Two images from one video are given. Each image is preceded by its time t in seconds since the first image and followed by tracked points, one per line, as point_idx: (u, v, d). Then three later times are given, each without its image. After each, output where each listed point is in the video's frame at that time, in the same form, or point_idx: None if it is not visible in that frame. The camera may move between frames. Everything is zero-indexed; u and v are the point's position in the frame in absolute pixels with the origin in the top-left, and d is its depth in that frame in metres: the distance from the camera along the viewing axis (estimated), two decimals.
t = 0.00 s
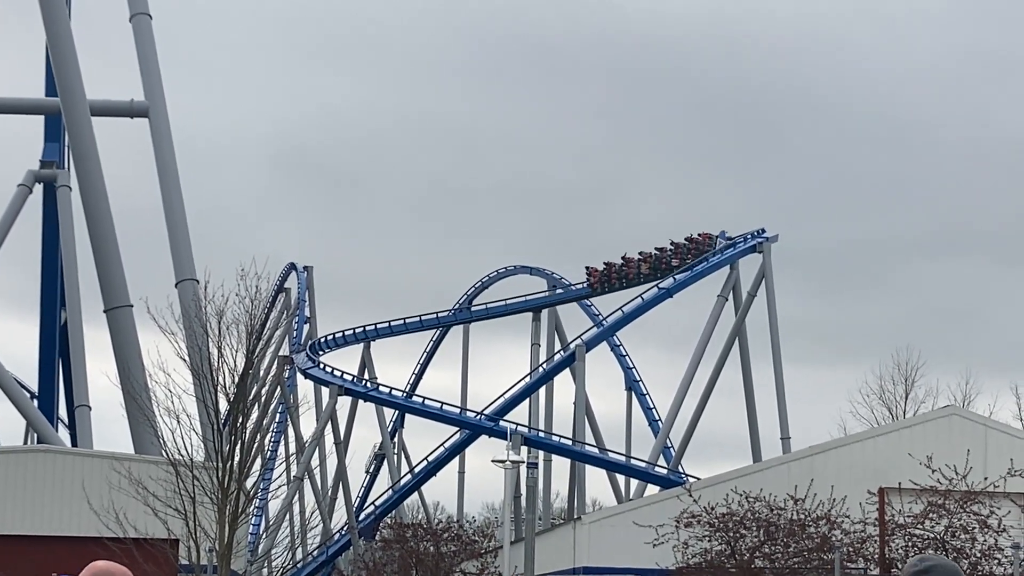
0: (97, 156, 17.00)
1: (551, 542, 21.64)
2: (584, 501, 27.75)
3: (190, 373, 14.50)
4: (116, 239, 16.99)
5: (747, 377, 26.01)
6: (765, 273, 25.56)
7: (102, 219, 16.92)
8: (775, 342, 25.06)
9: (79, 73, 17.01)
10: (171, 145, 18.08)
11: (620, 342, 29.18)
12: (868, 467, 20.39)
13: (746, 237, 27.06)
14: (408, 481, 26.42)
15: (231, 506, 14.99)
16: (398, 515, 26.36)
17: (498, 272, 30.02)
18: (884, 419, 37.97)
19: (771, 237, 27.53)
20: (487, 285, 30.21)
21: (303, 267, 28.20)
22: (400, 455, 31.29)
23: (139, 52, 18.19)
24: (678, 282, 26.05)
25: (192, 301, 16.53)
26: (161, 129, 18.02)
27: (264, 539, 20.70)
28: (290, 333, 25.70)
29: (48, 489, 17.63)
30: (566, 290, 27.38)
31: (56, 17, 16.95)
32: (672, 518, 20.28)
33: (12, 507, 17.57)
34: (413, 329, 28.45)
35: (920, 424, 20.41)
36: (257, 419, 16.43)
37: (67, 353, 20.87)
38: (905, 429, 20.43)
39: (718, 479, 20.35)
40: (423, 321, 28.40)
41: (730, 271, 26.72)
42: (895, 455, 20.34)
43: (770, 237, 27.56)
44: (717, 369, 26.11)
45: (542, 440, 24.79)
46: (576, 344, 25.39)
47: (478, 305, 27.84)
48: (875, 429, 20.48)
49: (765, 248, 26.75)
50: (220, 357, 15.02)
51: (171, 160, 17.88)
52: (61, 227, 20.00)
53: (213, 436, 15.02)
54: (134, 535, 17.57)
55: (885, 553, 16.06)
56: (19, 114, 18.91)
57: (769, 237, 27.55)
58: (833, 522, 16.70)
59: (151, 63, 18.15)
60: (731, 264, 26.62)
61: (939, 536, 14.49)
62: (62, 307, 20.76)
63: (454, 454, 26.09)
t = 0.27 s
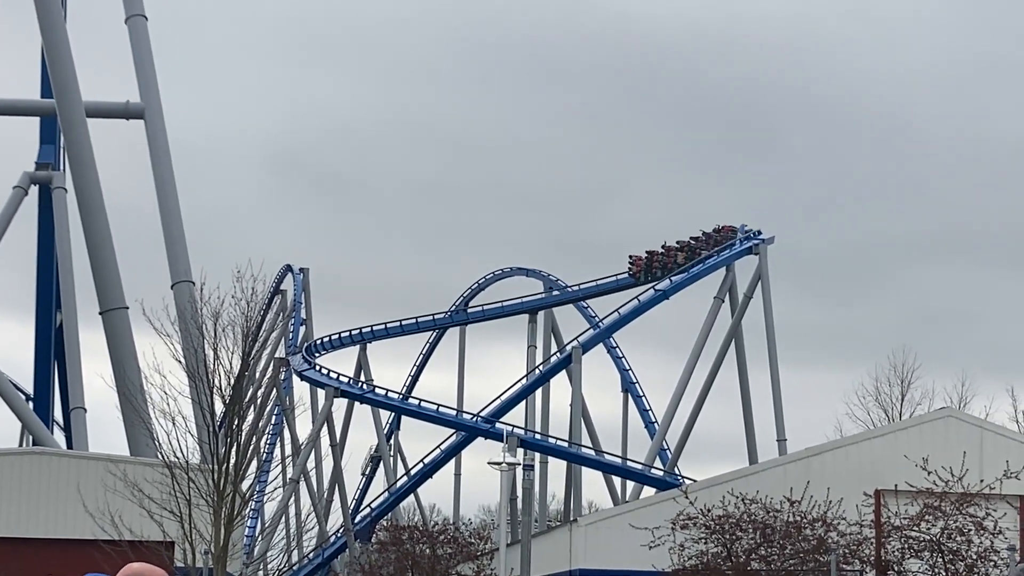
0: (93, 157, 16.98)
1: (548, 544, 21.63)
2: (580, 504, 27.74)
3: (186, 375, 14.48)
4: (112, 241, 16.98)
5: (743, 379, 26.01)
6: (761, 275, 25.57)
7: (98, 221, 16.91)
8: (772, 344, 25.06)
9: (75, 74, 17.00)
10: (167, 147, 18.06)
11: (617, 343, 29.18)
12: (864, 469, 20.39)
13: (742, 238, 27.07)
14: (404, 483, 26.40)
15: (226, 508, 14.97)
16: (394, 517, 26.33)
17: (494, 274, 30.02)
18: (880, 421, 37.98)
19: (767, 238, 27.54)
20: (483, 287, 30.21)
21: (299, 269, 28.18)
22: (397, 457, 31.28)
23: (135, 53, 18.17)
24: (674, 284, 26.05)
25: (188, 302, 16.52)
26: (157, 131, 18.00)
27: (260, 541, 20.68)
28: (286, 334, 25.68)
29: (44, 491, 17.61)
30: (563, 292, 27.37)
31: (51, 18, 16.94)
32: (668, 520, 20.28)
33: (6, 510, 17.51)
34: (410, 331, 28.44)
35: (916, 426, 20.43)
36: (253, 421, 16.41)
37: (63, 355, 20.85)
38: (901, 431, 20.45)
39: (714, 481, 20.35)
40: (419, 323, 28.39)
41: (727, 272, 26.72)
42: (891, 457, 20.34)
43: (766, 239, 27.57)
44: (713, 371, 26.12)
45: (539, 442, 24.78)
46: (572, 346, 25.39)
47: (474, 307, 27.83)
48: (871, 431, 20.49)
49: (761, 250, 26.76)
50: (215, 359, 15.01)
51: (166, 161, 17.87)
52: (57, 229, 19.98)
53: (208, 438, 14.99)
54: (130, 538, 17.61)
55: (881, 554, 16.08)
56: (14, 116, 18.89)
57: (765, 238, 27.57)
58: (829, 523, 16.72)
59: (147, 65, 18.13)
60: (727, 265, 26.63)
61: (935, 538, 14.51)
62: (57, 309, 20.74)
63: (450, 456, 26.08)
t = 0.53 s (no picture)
0: (91, 160, 16.98)
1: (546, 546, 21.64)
2: (578, 506, 27.73)
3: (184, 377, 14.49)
4: (110, 244, 16.98)
5: (741, 382, 26.01)
6: (759, 278, 25.57)
7: (96, 223, 16.91)
8: (769, 347, 25.06)
9: (73, 76, 17.00)
10: (166, 149, 18.06)
11: (614, 346, 29.19)
12: (862, 471, 20.39)
13: (740, 241, 27.07)
14: (402, 485, 26.39)
15: (224, 510, 14.97)
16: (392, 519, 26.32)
17: (491, 276, 30.02)
18: (878, 423, 37.99)
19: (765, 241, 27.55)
20: (481, 290, 30.21)
21: (297, 271, 28.19)
22: (394, 459, 31.27)
23: (133, 56, 18.17)
24: (672, 287, 26.07)
25: (185, 305, 16.53)
26: (155, 134, 18.01)
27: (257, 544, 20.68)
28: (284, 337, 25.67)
29: (42, 494, 17.60)
30: (561, 294, 27.38)
31: (49, 21, 16.94)
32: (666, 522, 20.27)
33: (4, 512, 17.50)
34: (408, 334, 28.44)
35: (914, 429, 20.44)
36: (251, 423, 16.42)
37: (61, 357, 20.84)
38: (899, 434, 20.45)
39: (712, 484, 20.35)
40: (417, 326, 28.39)
41: (725, 275, 26.73)
42: (889, 460, 20.34)
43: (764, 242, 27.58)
44: (711, 373, 26.12)
45: (537, 445, 24.79)
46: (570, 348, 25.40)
47: (472, 310, 27.83)
48: (869, 434, 20.49)
49: (759, 253, 26.77)
50: (213, 362, 15.01)
51: (165, 164, 17.87)
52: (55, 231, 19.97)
53: (206, 441, 15.00)
54: (128, 540, 17.59)
55: (879, 557, 16.09)
56: (13, 118, 18.89)
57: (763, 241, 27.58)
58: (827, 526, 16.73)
59: (146, 67, 18.14)
60: (725, 268, 26.64)
61: (932, 540, 14.52)
62: (55, 311, 20.73)
63: (448, 459, 26.07)
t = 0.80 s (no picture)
0: (88, 161, 16.97)
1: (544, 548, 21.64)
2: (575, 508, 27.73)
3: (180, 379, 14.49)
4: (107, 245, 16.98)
5: (739, 383, 26.01)
6: (756, 279, 25.58)
7: (93, 224, 16.91)
8: (767, 348, 25.07)
9: (70, 77, 16.99)
10: (163, 151, 18.06)
11: (612, 347, 29.20)
12: (860, 472, 20.39)
13: (738, 242, 27.07)
14: (399, 487, 26.38)
15: (221, 511, 14.97)
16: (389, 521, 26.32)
17: (489, 278, 30.02)
18: (875, 425, 38.02)
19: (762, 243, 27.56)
20: (478, 291, 30.21)
21: (294, 273, 28.18)
22: (391, 461, 31.27)
23: (130, 57, 18.17)
24: (670, 288, 26.08)
25: (182, 306, 16.52)
26: (152, 135, 18.00)
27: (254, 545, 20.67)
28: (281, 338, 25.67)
29: (39, 495, 17.75)
30: (558, 295, 27.38)
31: (46, 21, 16.93)
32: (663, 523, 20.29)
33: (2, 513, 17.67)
34: (405, 335, 28.44)
35: (911, 430, 20.44)
36: (248, 424, 16.42)
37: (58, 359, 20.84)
38: (896, 435, 20.45)
39: (709, 485, 20.36)
40: (414, 327, 28.38)
41: (722, 276, 26.74)
42: (886, 461, 20.34)
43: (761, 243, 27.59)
44: (708, 374, 26.13)
45: (534, 446, 24.80)
46: (567, 349, 25.39)
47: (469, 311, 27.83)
48: (867, 435, 20.49)
49: (757, 254, 26.77)
50: (210, 363, 15.01)
51: (162, 165, 17.87)
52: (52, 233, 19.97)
53: (203, 442, 14.99)
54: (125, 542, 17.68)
55: (876, 558, 16.10)
56: (10, 119, 18.87)
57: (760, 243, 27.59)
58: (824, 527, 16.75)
59: (142, 68, 18.13)
60: (722, 269, 26.65)
61: (930, 541, 14.54)
62: (53, 313, 20.73)
63: (445, 460, 26.06)
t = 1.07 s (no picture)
0: (87, 161, 16.96)
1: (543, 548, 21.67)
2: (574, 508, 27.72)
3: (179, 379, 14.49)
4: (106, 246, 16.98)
5: (737, 383, 26.02)
6: (755, 279, 25.59)
7: (92, 225, 16.91)
8: (766, 348, 25.08)
9: (68, 78, 16.99)
10: (162, 151, 18.05)
11: (611, 348, 29.20)
12: (859, 473, 20.38)
13: (737, 243, 27.08)
14: (398, 487, 26.36)
15: (220, 512, 14.97)
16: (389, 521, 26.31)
17: (487, 278, 30.02)
18: (874, 426, 38.03)
19: (761, 243, 27.58)
20: (477, 291, 30.21)
21: (293, 273, 28.17)
22: (390, 461, 31.26)
23: (129, 57, 18.16)
24: (668, 288, 26.09)
25: (181, 307, 16.51)
26: (151, 135, 17.99)
27: (253, 545, 20.65)
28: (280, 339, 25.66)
29: (38, 495, 17.80)
30: (556, 296, 27.39)
31: (44, 22, 16.92)
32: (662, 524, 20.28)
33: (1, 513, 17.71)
34: (404, 336, 28.43)
35: (910, 431, 20.44)
36: (246, 425, 16.42)
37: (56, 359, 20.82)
38: (895, 435, 20.45)
39: (708, 485, 20.36)
40: (413, 327, 28.38)
41: (721, 276, 26.75)
42: (885, 461, 20.33)
43: (761, 244, 27.60)
44: (707, 375, 26.13)
45: (534, 446, 24.81)
46: (566, 349, 25.39)
47: (468, 311, 27.83)
48: (866, 435, 20.49)
49: (755, 254, 26.79)
50: (209, 363, 15.00)
51: (160, 165, 17.86)
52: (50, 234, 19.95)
53: (202, 442, 14.99)
54: (124, 542, 17.70)
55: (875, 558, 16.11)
56: (8, 119, 18.86)
57: (759, 243, 27.60)
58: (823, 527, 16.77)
59: (141, 69, 18.13)
60: (721, 269, 26.66)
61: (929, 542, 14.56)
62: (51, 313, 20.72)
63: (444, 460, 26.05)
